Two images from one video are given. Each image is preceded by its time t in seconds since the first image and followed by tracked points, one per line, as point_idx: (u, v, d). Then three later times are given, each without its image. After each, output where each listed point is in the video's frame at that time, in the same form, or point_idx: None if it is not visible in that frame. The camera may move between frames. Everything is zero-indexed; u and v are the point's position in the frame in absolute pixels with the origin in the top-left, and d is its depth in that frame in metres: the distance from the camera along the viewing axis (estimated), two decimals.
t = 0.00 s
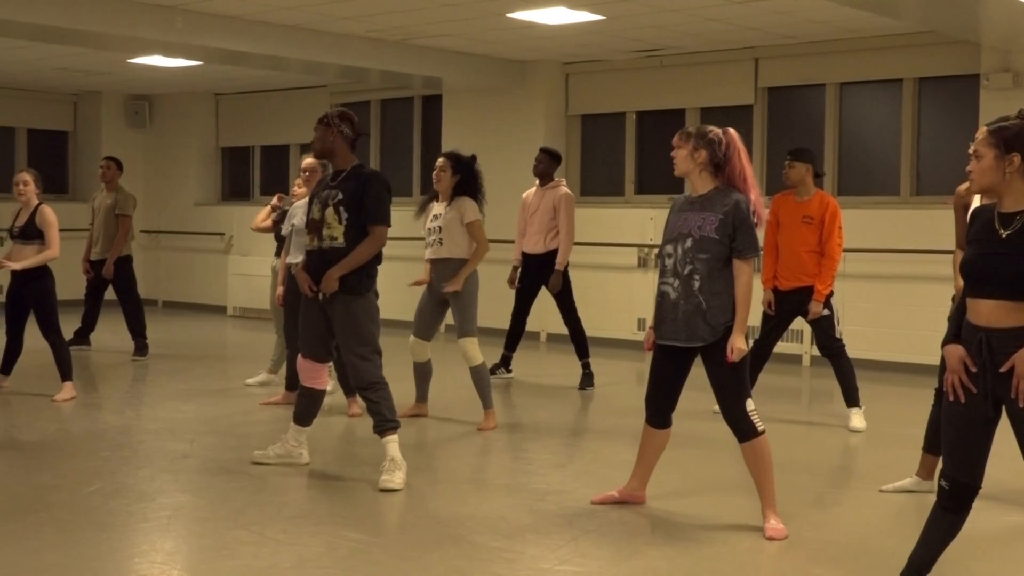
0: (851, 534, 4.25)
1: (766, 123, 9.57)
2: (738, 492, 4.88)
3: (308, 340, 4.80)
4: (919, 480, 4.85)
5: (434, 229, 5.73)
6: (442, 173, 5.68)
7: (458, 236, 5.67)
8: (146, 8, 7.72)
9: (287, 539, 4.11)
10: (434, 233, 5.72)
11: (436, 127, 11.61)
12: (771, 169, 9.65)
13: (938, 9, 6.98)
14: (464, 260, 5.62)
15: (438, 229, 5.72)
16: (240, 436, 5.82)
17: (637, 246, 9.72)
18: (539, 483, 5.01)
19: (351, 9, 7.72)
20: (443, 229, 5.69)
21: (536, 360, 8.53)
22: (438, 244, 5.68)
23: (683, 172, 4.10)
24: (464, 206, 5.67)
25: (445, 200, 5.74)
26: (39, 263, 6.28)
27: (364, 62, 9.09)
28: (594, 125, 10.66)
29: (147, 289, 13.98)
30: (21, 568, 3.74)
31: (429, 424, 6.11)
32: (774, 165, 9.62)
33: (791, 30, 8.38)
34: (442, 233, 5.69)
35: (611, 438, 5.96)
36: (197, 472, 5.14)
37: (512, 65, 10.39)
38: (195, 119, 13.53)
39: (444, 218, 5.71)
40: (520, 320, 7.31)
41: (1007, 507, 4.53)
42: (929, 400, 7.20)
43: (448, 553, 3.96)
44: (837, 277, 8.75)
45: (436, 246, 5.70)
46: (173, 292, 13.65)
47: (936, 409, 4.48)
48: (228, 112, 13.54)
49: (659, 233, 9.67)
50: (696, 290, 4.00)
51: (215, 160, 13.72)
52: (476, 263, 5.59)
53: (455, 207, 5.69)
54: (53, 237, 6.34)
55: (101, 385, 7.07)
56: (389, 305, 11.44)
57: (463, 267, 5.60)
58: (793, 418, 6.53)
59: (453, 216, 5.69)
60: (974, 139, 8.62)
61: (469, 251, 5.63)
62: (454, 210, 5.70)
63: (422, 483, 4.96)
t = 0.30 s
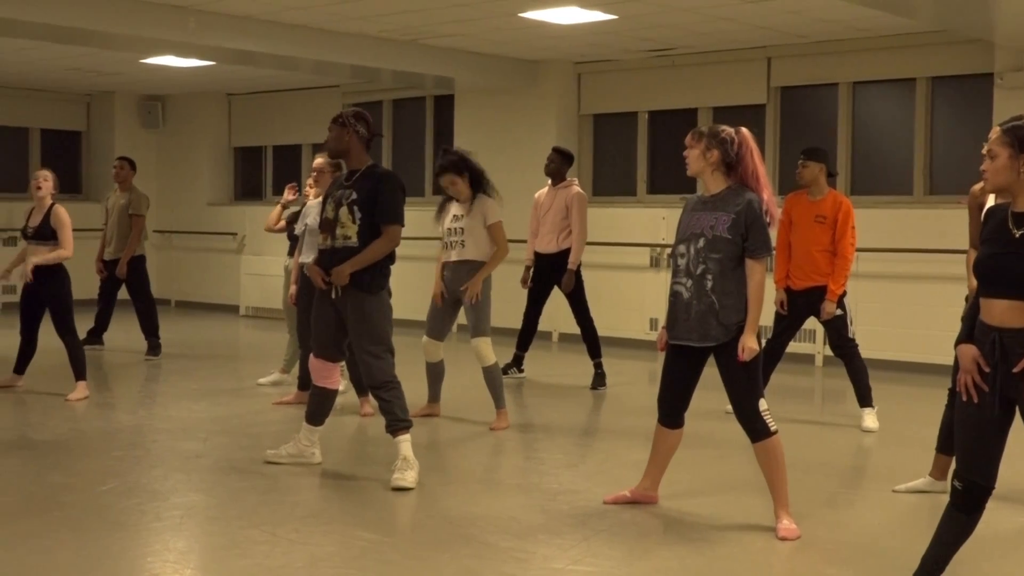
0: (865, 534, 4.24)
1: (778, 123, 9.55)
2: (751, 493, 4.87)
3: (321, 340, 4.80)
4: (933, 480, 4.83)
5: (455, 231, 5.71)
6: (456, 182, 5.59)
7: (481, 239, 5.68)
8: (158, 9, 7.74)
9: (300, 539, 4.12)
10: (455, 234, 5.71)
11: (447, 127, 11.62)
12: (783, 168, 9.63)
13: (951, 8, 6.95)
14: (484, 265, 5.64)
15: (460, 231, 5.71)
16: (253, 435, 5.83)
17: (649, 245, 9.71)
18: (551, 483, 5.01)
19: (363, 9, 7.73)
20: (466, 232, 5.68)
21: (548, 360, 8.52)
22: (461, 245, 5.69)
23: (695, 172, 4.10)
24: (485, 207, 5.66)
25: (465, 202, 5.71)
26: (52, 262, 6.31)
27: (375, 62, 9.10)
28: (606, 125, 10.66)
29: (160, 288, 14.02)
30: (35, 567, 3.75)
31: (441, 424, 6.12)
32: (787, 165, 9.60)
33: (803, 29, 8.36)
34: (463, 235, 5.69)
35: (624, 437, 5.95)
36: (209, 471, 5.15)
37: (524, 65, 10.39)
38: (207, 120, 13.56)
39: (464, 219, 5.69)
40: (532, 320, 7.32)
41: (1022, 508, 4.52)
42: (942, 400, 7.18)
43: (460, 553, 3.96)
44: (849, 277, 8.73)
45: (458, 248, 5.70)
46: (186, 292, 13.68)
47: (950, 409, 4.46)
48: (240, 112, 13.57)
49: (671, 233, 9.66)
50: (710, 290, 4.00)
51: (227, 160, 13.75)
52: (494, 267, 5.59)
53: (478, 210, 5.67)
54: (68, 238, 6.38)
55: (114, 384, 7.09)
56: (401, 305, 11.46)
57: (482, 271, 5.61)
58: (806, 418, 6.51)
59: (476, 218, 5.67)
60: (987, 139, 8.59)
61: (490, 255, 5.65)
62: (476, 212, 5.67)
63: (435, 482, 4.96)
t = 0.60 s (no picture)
0: (878, 535, 4.23)
1: (791, 123, 9.54)
2: (764, 493, 4.86)
3: (333, 340, 4.81)
4: (946, 481, 4.82)
5: (461, 228, 5.75)
6: (479, 184, 5.69)
7: (488, 237, 5.70)
8: (172, 10, 7.76)
9: (313, 539, 4.12)
10: (462, 233, 5.74)
11: (460, 127, 11.63)
12: (796, 168, 9.61)
13: (966, 8, 6.94)
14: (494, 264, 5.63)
15: (466, 228, 5.74)
16: (265, 435, 5.84)
17: (662, 246, 9.70)
18: (563, 483, 5.00)
19: (376, 9, 7.74)
20: (472, 229, 5.70)
21: (561, 360, 8.52)
22: (468, 244, 5.71)
23: (707, 172, 4.10)
24: (496, 211, 5.70)
25: (476, 202, 5.74)
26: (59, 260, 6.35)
27: (388, 62, 9.11)
28: (619, 125, 10.66)
29: (173, 289, 14.06)
30: (50, 566, 3.76)
31: (454, 424, 6.12)
32: (799, 165, 9.58)
33: (816, 29, 8.34)
34: (471, 234, 5.71)
35: (636, 438, 5.95)
36: (222, 471, 5.16)
37: (536, 65, 10.39)
38: (220, 121, 13.59)
39: (474, 219, 5.73)
40: (545, 320, 7.32)
41: None
42: (956, 400, 7.16)
43: (473, 553, 3.96)
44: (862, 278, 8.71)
45: (465, 246, 5.72)
46: (199, 292, 13.72)
47: (964, 409, 4.45)
48: (252, 112, 13.60)
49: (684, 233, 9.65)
50: (722, 290, 3.99)
51: (239, 161, 13.78)
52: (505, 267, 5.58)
53: (487, 212, 5.71)
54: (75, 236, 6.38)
55: (128, 384, 7.11)
56: (413, 305, 11.47)
57: (492, 271, 5.60)
58: (819, 419, 6.50)
59: (486, 218, 5.71)
60: (1001, 139, 8.56)
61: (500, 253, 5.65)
62: (486, 213, 5.72)
63: (447, 482, 4.97)
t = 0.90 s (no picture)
0: (891, 535, 4.22)
1: (803, 123, 9.52)
2: (777, 493, 4.85)
3: (344, 341, 4.81)
4: (959, 481, 4.80)
5: (472, 226, 5.74)
6: (489, 176, 5.67)
7: (500, 234, 5.70)
8: (183, 10, 7.78)
9: (325, 538, 4.13)
10: (473, 230, 5.73)
11: (471, 127, 11.63)
12: (807, 168, 9.59)
13: (979, 7, 6.92)
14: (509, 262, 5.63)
15: (478, 225, 5.73)
16: (277, 435, 5.84)
17: (673, 246, 9.69)
18: (574, 483, 5.00)
19: (388, 10, 7.75)
20: (485, 226, 5.69)
21: (573, 361, 8.52)
22: (479, 240, 5.70)
23: (718, 172, 4.08)
24: (508, 207, 5.70)
25: (487, 198, 5.75)
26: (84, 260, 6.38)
27: (399, 62, 9.11)
28: (630, 125, 10.65)
29: (185, 288, 14.09)
30: (62, 565, 3.77)
31: (465, 424, 6.12)
32: (811, 165, 9.56)
33: (828, 28, 8.32)
34: (482, 230, 5.70)
35: (648, 438, 5.95)
36: (233, 470, 5.17)
37: (548, 65, 10.38)
38: (231, 121, 13.62)
39: (485, 214, 5.72)
40: (556, 319, 7.32)
41: None
42: (969, 401, 7.14)
43: (485, 553, 3.96)
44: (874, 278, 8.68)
45: (477, 243, 5.71)
46: (211, 292, 13.75)
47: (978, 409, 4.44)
48: (264, 112, 13.62)
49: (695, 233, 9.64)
50: (733, 290, 3.98)
51: (251, 161, 13.80)
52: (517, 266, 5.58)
53: (499, 207, 5.71)
54: (97, 238, 6.46)
55: (140, 384, 7.12)
56: (424, 305, 11.48)
57: (506, 270, 5.60)
58: (831, 419, 6.49)
59: (498, 214, 5.71)
60: (1013, 138, 8.54)
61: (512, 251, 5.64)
62: (498, 209, 5.72)
63: (459, 483, 4.97)
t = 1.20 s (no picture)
0: (901, 536, 4.21)
1: (812, 122, 9.51)
2: (786, 493, 4.85)
3: (352, 341, 4.81)
4: (968, 482, 4.79)
5: (484, 224, 5.72)
6: (490, 172, 5.69)
7: (511, 233, 5.70)
8: (192, 10, 7.79)
9: (333, 537, 4.13)
10: (484, 228, 5.70)
11: (480, 127, 11.63)
12: (816, 168, 9.57)
13: (988, 6, 6.90)
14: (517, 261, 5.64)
15: (489, 224, 5.71)
16: (286, 435, 5.85)
17: (681, 245, 9.68)
18: (583, 483, 5.00)
19: (397, 10, 7.76)
20: (496, 225, 5.68)
21: (581, 360, 8.52)
22: (491, 239, 5.68)
23: (727, 172, 4.09)
24: (516, 204, 5.72)
25: (494, 197, 5.76)
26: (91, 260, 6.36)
27: (407, 62, 9.12)
28: (639, 125, 10.65)
29: (194, 288, 14.10)
30: (73, 563, 3.78)
31: (474, 424, 6.12)
32: (820, 164, 9.55)
33: (836, 27, 8.31)
34: (493, 229, 5.69)
35: (657, 438, 5.94)
36: (242, 469, 5.17)
37: (556, 65, 10.39)
38: (240, 121, 13.64)
39: (494, 213, 5.72)
40: (564, 319, 7.32)
41: None
42: (979, 401, 7.12)
43: (493, 553, 3.96)
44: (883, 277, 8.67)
45: (488, 242, 5.69)
46: (219, 291, 13.76)
47: (987, 409, 4.43)
48: (273, 112, 13.65)
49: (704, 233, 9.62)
50: (742, 290, 3.98)
51: (260, 161, 13.82)
52: (525, 265, 5.58)
53: (507, 205, 5.72)
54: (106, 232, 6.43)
55: (150, 384, 7.13)
56: (433, 305, 11.48)
57: (514, 271, 5.62)
58: (840, 419, 6.48)
59: (507, 212, 5.72)
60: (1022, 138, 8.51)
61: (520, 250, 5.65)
62: (507, 207, 5.73)
63: (467, 482, 4.97)
